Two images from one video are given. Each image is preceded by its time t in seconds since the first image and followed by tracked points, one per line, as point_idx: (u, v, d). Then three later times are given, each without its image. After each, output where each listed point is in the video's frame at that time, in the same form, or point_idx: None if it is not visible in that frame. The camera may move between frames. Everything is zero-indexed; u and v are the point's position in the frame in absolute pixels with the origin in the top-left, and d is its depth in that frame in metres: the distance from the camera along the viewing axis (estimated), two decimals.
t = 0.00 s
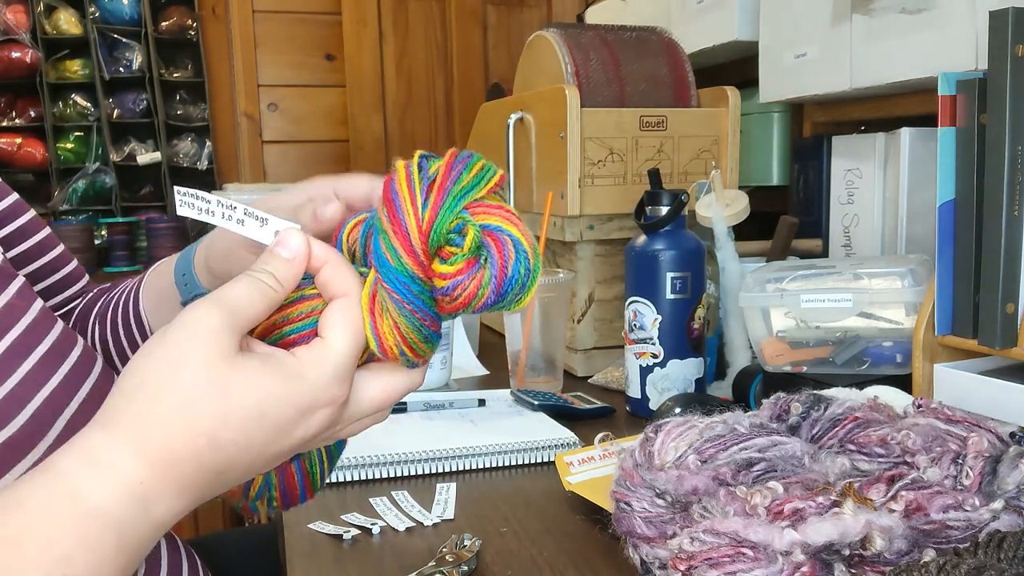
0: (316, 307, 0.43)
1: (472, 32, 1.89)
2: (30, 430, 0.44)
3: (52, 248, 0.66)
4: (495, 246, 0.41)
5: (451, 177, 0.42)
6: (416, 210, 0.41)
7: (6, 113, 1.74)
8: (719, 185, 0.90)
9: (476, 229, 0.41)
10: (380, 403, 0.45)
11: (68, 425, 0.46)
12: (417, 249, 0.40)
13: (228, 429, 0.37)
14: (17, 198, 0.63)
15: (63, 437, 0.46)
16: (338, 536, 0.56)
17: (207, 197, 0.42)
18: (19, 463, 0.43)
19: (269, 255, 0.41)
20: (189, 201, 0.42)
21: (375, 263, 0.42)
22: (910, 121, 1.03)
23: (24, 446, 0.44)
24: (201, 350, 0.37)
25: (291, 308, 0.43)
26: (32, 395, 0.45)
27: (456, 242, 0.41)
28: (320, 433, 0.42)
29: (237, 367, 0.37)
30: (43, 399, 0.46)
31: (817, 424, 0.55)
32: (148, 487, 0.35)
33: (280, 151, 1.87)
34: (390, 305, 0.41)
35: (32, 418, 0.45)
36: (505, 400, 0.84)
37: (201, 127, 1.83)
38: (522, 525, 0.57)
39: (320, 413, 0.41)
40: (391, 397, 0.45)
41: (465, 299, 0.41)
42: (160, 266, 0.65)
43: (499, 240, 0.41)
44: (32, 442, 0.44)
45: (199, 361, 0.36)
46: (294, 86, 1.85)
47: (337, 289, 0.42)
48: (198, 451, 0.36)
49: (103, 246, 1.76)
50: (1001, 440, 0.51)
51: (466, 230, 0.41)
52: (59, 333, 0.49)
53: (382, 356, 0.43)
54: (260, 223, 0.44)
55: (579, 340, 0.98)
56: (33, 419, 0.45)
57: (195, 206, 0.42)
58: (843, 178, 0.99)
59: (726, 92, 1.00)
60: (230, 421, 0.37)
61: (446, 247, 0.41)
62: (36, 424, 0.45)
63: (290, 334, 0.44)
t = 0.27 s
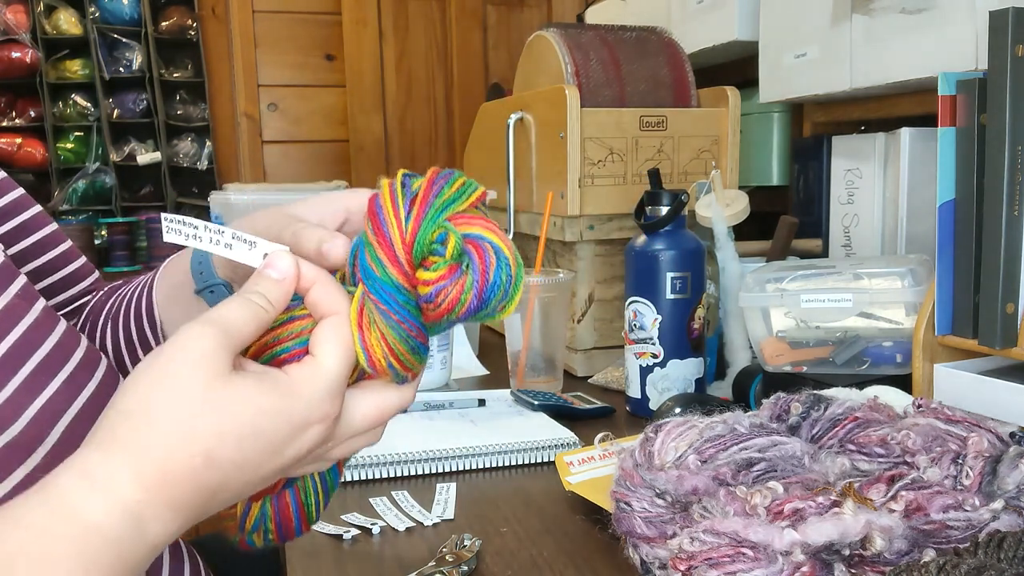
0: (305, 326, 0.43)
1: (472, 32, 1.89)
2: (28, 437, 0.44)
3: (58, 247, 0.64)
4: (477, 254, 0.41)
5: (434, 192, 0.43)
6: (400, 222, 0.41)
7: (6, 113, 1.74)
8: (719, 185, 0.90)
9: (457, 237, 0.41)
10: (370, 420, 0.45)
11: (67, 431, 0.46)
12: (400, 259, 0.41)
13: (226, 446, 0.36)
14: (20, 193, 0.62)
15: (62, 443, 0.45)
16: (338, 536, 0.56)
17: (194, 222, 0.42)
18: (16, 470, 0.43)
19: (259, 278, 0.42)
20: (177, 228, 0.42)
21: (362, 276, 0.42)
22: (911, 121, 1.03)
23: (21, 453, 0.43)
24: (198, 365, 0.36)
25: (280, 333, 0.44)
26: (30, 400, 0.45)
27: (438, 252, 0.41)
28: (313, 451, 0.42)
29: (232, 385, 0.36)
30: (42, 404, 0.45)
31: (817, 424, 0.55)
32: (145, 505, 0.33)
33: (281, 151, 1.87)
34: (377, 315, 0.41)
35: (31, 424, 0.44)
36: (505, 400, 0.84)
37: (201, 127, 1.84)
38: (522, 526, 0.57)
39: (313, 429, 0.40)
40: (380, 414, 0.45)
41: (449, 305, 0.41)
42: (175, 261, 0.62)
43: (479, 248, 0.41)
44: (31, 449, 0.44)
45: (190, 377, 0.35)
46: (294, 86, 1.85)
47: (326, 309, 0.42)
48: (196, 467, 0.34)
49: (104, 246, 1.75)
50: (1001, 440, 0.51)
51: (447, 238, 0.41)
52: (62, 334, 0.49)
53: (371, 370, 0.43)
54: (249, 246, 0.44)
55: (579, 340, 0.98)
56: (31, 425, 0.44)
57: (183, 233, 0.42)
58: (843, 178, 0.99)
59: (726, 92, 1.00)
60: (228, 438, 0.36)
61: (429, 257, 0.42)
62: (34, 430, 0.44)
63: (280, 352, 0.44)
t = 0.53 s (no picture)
0: (321, 391, 0.39)
1: (472, 32, 1.89)
2: (29, 440, 0.42)
3: (55, 249, 0.64)
4: (513, 340, 0.38)
5: (461, 264, 0.38)
6: (429, 303, 0.37)
7: (6, 113, 1.74)
8: (719, 185, 0.90)
9: (491, 322, 0.37)
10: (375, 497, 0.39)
11: (67, 435, 0.45)
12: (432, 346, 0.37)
13: (234, 512, 0.31)
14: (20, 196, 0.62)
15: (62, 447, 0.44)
16: (338, 536, 0.56)
17: (221, 283, 0.40)
18: (13, 478, 0.41)
19: (279, 343, 0.38)
20: (200, 283, 0.39)
21: (387, 357, 0.38)
22: (911, 121, 1.03)
23: (21, 458, 0.41)
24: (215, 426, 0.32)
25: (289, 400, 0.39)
26: (34, 400, 0.44)
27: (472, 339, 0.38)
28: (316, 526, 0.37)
29: (248, 450, 0.32)
30: (44, 405, 0.45)
31: (816, 424, 0.55)
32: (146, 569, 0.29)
33: (280, 151, 1.87)
34: (403, 399, 0.38)
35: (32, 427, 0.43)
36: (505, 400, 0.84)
37: (201, 127, 1.84)
38: (522, 526, 0.57)
39: (319, 502, 0.35)
40: (387, 492, 0.40)
41: (481, 391, 0.38)
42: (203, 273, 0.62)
43: (513, 335, 0.38)
44: (31, 454, 0.42)
45: (202, 430, 0.31)
46: (294, 86, 1.85)
47: (343, 381, 0.38)
48: (206, 533, 0.30)
49: (104, 245, 1.78)
50: (1001, 440, 0.51)
51: (480, 324, 0.37)
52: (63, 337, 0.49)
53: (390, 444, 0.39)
54: (272, 310, 0.41)
55: (579, 340, 0.98)
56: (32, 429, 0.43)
57: (206, 289, 0.39)
58: (843, 178, 0.99)
59: (726, 92, 1.00)
60: (237, 504, 0.31)
61: (459, 342, 0.38)
62: (35, 435, 0.43)
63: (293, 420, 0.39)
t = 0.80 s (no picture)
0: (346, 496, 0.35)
1: (472, 32, 1.89)
2: (23, 450, 0.43)
3: (58, 251, 0.64)
4: (528, 474, 0.35)
5: (502, 387, 0.36)
6: (464, 414, 0.34)
7: (6, 113, 1.74)
8: (719, 185, 0.90)
9: (513, 450, 0.35)
10: None
11: (60, 445, 0.46)
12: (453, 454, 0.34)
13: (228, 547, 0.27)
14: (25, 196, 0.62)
15: (54, 456, 0.45)
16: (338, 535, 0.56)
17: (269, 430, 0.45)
18: (8, 486, 0.42)
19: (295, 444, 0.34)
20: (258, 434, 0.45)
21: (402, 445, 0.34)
22: (911, 121, 1.03)
23: (15, 467, 0.43)
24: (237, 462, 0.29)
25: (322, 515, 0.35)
26: (30, 407, 0.45)
27: (489, 458, 0.35)
28: None
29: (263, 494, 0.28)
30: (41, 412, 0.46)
31: (817, 424, 0.55)
32: None
33: (280, 151, 1.87)
34: (406, 498, 0.34)
35: (27, 436, 0.44)
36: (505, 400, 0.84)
37: (201, 127, 1.84)
38: (522, 526, 0.57)
39: None
40: None
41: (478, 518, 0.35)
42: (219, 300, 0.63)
43: (527, 471, 0.35)
44: (25, 462, 0.43)
45: (219, 461, 0.30)
46: (294, 86, 1.85)
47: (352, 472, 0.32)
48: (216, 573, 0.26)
49: (104, 246, 1.78)
50: (1001, 440, 0.51)
51: (502, 449, 0.35)
52: (62, 343, 0.50)
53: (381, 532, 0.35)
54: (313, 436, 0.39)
55: (579, 340, 0.98)
56: (26, 438, 0.44)
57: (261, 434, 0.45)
58: (843, 178, 0.99)
59: (726, 92, 1.00)
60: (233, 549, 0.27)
61: (476, 462, 0.35)
62: (27, 443, 0.44)
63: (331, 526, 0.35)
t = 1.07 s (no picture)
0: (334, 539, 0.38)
1: (471, 33, 1.89)
2: (20, 451, 0.44)
3: (65, 253, 0.64)
4: (556, 527, 0.39)
5: (515, 441, 0.39)
6: (488, 482, 0.37)
7: (6, 113, 1.74)
8: (719, 185, 0.90)
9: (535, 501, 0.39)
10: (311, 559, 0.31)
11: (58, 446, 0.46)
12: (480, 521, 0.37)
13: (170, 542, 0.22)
14: (33, 197, 0.62)
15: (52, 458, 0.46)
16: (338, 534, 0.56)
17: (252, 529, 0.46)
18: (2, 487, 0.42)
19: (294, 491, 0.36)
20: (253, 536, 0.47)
21: (428, 518, 0.37)
22: (911, 121, 1.03)
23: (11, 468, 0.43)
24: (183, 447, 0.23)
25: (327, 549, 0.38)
26: (30, 408, 0.46)
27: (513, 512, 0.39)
28: None
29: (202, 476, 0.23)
30: (40, 413, 0.46)
31: (817, 424, 0.55)
32: None
33: (281, 151, 1.87)
34: (434, 560, 0.38)
35: (24, 437, 0.44)
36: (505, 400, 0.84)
37: (201, 127, 1.84)
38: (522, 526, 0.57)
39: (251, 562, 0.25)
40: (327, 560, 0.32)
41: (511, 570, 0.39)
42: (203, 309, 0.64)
43: (550, 516, 0.40)
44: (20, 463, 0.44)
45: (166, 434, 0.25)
46: (294, 86, 1.85)
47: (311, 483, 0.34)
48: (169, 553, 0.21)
49: (103, 246, 1.78)
50: (1001, 440, 0.51)
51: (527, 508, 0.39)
52: (64, 345, 0.50)
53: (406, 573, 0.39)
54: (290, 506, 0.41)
55: (579, 340, 0.98)
56: (23, 440, 0.44)
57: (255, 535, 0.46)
58: (843, 178, 0.99)
59: (726, 92, 1.00)
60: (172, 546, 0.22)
61: (504, 520, 0.39)
62: (21, 444, 0.44)
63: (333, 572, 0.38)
